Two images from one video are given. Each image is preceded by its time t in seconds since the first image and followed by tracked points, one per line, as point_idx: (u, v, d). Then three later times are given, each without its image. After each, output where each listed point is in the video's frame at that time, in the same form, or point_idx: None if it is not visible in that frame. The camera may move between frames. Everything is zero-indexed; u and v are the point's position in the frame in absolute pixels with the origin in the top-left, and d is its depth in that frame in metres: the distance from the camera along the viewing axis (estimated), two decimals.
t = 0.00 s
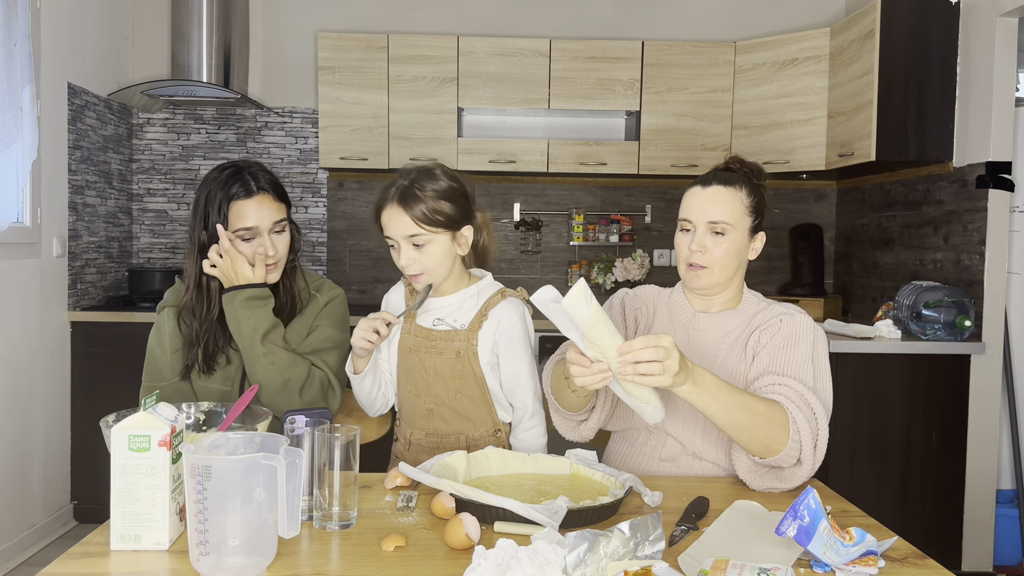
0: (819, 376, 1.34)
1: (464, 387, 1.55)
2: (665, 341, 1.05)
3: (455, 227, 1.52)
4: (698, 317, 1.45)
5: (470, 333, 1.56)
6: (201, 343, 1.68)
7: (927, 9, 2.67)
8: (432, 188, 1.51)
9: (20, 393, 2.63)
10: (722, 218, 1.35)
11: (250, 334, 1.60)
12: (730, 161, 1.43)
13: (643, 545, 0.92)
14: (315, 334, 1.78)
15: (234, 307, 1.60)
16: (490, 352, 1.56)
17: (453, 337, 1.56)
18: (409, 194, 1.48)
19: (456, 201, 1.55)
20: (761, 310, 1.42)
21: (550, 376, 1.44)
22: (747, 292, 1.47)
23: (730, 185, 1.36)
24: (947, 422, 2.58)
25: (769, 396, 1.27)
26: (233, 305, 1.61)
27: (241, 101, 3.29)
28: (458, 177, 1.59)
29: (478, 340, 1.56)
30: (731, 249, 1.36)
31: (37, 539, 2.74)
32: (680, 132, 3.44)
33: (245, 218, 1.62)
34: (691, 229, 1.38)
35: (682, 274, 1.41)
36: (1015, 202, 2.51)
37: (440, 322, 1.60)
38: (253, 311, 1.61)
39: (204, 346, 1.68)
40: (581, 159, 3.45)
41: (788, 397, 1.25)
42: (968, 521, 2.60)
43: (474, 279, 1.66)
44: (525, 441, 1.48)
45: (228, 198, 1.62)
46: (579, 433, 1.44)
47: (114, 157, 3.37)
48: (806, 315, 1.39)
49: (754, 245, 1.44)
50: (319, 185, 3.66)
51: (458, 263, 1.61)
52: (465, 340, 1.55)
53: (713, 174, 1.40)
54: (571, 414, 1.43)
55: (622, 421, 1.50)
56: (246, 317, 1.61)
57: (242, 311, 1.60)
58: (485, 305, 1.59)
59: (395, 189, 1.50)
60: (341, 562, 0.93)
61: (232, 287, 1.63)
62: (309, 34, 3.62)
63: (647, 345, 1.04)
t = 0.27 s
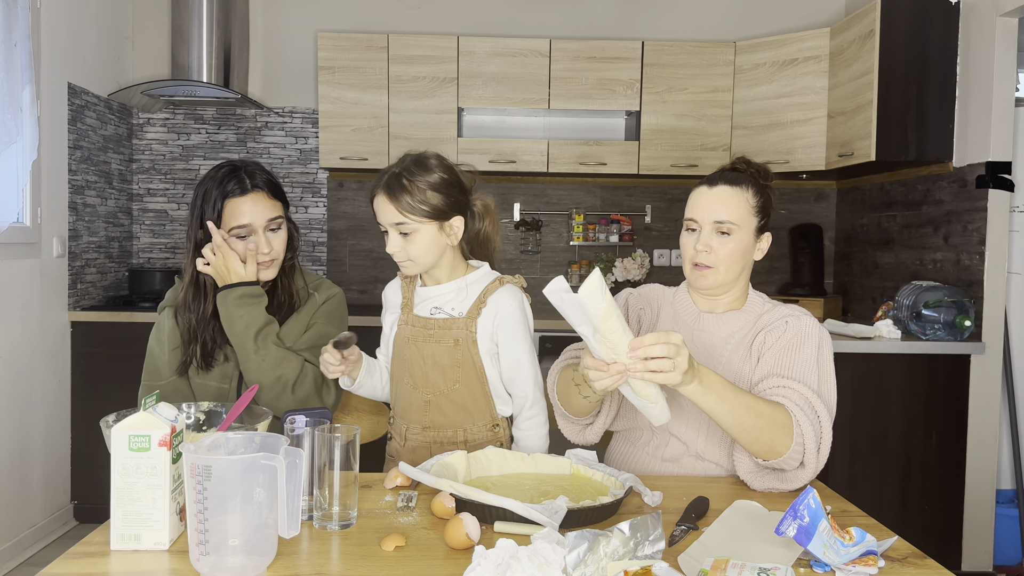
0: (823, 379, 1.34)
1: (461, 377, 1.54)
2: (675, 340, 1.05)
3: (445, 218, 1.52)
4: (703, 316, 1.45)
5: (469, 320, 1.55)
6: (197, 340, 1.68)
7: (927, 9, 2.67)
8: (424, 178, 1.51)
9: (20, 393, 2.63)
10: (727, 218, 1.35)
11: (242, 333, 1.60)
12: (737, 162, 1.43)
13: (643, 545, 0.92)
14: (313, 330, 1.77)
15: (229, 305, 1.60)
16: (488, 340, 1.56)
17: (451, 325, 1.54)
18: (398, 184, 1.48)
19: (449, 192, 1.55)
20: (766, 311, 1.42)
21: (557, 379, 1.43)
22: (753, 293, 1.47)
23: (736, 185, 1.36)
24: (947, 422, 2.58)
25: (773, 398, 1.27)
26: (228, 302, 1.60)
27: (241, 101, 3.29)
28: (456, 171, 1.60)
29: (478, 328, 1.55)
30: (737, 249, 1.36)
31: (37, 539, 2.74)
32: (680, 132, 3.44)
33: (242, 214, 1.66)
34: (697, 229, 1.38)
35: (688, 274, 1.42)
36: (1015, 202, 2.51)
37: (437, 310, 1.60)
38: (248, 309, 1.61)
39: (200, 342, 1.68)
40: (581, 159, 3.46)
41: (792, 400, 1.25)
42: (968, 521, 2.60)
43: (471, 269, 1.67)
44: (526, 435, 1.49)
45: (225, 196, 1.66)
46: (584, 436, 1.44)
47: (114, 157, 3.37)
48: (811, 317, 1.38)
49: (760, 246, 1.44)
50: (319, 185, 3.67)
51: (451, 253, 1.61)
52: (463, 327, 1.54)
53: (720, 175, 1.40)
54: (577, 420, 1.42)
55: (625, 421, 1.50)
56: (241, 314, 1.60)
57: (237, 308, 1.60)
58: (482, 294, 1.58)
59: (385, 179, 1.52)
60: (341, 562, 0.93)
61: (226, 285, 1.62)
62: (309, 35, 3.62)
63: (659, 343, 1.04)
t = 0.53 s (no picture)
0: (825, 381, 1.34)
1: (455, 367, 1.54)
2: (686, 346, 1.05)
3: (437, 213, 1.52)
4: (706, 317, 1.45)
5: (465, 314, 1.55)
6: (196, 338, 1.69)
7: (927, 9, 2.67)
8: (417, 173, 1.51)
9: (20, 393, 2.63)
10: (729, 219, 1.35)
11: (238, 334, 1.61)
12: (739, 163, 1.43)
13: (643, 545, 0.92)
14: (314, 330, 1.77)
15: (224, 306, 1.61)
16: (484, 334, 1.56)
17: (447, 319, 1.54)
18: (390, 178, 1.48)
19: (441, 187, 1.54)
20: (769, 313, 1.42)
21: (561, 381, 1.42)
22: (755, 293, 1.47)
23: (738, 185, 1.36)
24: (946, 422, 2.58)
25: (776, 399, 1.27)
26: (223, 303, 1.61)
27: (242, 101, 3.29)
28: (449, 167, 1.60)
29: (474, 322, 1.55)
30: (739, 250, 1.36)
31: (37, 539, 2.75)
32: (680, 132, 3.44)
33: (237, 215, 1.67)
34: (699, 229, 1.38)
35: (690, 275, 1.42)
36: (1015, 202, 2.51)
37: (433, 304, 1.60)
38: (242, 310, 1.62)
39: (199, 341, 1.69)
40: (581, 159, 3.46)
41: (794, 402, 1.25)
42: (968, 521, 2.60)
43: (467, 265, 1.67)
44: (524, 430, 1.49)
45: (220, 196, 1.67)
46: (589, 440, 1.46)
47: (114, 157, 3.37)
48: (814, 319, 1.38)
49: (762, 246, 1.44)
50: (319, 185, 3.67)
51: (444, 248, 1.61)
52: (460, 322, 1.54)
53: (722, 175, 1.40)
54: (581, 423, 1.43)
55: (625, 421, 1.50)
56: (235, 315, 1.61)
57: (232, 310, 1.61)
58: (479, 287, 1.59)
59: (378, 173, 1.52)
60: (341, 562, 0.93)
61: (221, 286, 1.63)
62: (309, 35, 3.62)
63: (667, 346, 1.05)
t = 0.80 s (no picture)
0: (826, 381, 1.34)
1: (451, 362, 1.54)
2: (690, 345, 1.05)
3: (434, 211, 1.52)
4: (706, 316, 1.45)
5: (463, 313, 1.55)
6: (195, 338, 1.71)
7: (927, 10, 2.67)
8: (414, 172, 1.51)
9: (20, 393, 2.63)
10: (731, 220, 1.35)
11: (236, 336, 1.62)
12: (740, 163, 1.43)
13: (643, 545, 0.92)
14: (313, 332, 1.77)
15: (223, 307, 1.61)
16: (481, 333, 1.56)
17: (443, 317, 1.54)
18: (387, 177, 1.49)
19: (439, 186, 1.54)
20: (769, 313, 1.42)
21: (561, 381, 1.42)
22: (756, 293, 1.47)
23: (739, 186, 1.36)
24: (946, 422, 2.58)
25: (776, 399, 1.27)
26: (221, 304, 1.61)
27: (241, 101, 3.29)
28: (448, 167, 1.60)
29: (471, 321, 1.55)
30: (740, 251, 1.36)
31: (37, 539, 2.75)
32: (680, 132, 3.44)
33: (233, 216, 1.67)
34: (700, 230, 1.38)
35: (691, 275, 1.42)
36: (1015, 202, 2.51)
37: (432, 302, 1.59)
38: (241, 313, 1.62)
39: (198, 341, 1.71)
40: (581, 159, 3.46)
41: (794, 402, 1.25)
42: (968, 522, 2.60)
43: (464, 263, 1.67)
44: (519, 429, 1.51)
45: (218, 196, 1.67)
46: (588, 439, 1.45)
47: (114, 157, 3.37)
48: (815, 319, 1.38)
49: (763, 246, 1.44)
50: (319, 185, 3.67)
51: (443, 247, 1.61)
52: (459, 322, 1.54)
53: (724, 175, 1.40)
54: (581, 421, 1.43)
55: (625, 421, 1.50)
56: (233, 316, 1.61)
57: (230, 311, 1.61)
58: (476, 286, 1.59)
59: (376, 173, 1.52)
60: (341, 562, 0.93)
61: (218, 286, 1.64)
62: (309, 35, 3.62)
63: (670, 344, 1.05)
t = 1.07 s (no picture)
0: (823, 383, 1.34)
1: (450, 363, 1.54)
2: (687, 348, 1.05)
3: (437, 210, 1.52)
4: (705, 317, 1.45)
5: (464, 313, 1.55)
6: (191, 337, 1.72)
7: (927, 10, 2.67)
8: (417, 172, 1.51)
9: (20, 393, 2.63)
10: (730, 219, 1.35)
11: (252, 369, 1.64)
12: (740, 163, 1.43)
13: (643, 545, 0.92)
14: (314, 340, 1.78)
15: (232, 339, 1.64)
16: (481, 333, 1.56)
17: (445, 318, 1.54)
18: (390, 177, 1.48)
19: (442, 185, 1.54)
20: (767, 313, 1.42)
21: (562, 384, 1.42)
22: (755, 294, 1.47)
23: (738, 186, 1.36)
24: (946, 422, 2.58)
25: (773, 399, 1.27)
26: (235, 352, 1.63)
27: (241, 101, 3.29)
28: (449, 166, 1.60)
29: (471, 321, 1.56)
30: (739, 251, 1.36)
31: (37, 539, 2.75)
32: (680, 132, 3.44)
33: (224, 208, 1.67)
34: (699, 229, 1.38)
35: (689, 275, 1.41)
36: (1015, 202, 2.51)
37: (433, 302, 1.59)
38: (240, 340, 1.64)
39: (193, 340, 1.72)
40: (581, 159, 3.45)
41: (791, 402, 1.25)
42: (967, 522, 2.60)
43: (466, 264, 1.67)
44: (518, 431, 1.50)
45: (211, 188, 1.68)
46: (590, 441, 1.46)
47: (114, 157, 3.37)
48: (814, 320, 1.38)
49: (762, 246, 1.44)
50: (319, 185, 3.66)
51: (445, 248, 1.61)
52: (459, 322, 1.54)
53: (723, 175, 1.40)
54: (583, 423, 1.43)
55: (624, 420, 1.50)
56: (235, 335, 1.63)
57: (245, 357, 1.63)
58: (478, 287, 1.59)
59: (377, 173, 1.51)
60: (341, 562, 0.93)
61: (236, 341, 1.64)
62: (309, 35, 3.62)
63: (668, 345, 1.05)
